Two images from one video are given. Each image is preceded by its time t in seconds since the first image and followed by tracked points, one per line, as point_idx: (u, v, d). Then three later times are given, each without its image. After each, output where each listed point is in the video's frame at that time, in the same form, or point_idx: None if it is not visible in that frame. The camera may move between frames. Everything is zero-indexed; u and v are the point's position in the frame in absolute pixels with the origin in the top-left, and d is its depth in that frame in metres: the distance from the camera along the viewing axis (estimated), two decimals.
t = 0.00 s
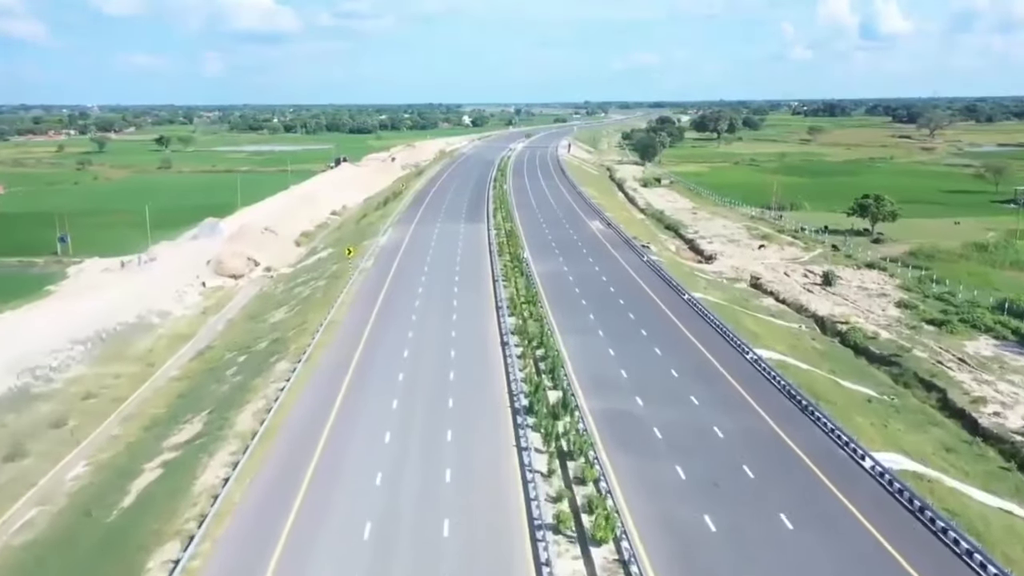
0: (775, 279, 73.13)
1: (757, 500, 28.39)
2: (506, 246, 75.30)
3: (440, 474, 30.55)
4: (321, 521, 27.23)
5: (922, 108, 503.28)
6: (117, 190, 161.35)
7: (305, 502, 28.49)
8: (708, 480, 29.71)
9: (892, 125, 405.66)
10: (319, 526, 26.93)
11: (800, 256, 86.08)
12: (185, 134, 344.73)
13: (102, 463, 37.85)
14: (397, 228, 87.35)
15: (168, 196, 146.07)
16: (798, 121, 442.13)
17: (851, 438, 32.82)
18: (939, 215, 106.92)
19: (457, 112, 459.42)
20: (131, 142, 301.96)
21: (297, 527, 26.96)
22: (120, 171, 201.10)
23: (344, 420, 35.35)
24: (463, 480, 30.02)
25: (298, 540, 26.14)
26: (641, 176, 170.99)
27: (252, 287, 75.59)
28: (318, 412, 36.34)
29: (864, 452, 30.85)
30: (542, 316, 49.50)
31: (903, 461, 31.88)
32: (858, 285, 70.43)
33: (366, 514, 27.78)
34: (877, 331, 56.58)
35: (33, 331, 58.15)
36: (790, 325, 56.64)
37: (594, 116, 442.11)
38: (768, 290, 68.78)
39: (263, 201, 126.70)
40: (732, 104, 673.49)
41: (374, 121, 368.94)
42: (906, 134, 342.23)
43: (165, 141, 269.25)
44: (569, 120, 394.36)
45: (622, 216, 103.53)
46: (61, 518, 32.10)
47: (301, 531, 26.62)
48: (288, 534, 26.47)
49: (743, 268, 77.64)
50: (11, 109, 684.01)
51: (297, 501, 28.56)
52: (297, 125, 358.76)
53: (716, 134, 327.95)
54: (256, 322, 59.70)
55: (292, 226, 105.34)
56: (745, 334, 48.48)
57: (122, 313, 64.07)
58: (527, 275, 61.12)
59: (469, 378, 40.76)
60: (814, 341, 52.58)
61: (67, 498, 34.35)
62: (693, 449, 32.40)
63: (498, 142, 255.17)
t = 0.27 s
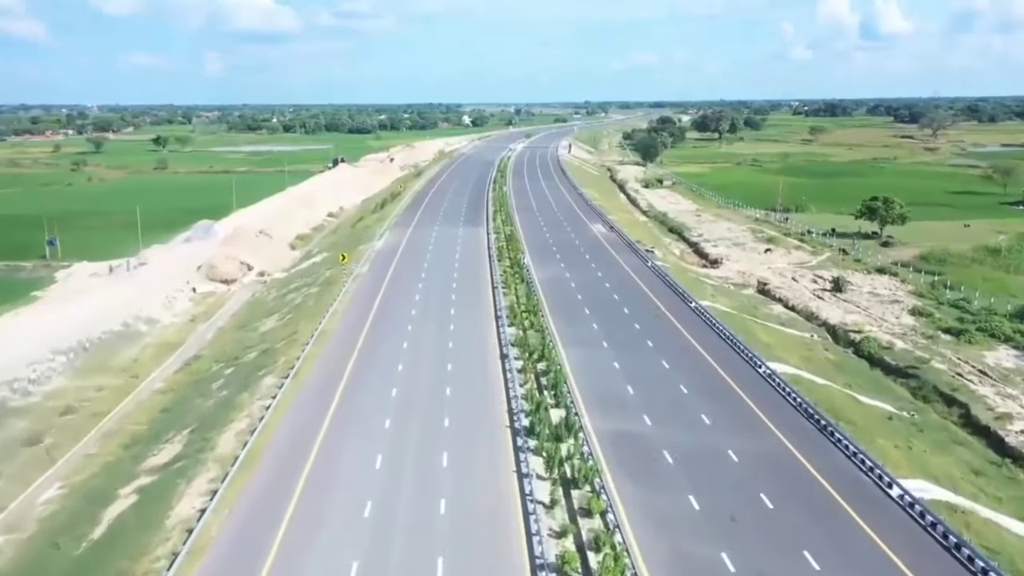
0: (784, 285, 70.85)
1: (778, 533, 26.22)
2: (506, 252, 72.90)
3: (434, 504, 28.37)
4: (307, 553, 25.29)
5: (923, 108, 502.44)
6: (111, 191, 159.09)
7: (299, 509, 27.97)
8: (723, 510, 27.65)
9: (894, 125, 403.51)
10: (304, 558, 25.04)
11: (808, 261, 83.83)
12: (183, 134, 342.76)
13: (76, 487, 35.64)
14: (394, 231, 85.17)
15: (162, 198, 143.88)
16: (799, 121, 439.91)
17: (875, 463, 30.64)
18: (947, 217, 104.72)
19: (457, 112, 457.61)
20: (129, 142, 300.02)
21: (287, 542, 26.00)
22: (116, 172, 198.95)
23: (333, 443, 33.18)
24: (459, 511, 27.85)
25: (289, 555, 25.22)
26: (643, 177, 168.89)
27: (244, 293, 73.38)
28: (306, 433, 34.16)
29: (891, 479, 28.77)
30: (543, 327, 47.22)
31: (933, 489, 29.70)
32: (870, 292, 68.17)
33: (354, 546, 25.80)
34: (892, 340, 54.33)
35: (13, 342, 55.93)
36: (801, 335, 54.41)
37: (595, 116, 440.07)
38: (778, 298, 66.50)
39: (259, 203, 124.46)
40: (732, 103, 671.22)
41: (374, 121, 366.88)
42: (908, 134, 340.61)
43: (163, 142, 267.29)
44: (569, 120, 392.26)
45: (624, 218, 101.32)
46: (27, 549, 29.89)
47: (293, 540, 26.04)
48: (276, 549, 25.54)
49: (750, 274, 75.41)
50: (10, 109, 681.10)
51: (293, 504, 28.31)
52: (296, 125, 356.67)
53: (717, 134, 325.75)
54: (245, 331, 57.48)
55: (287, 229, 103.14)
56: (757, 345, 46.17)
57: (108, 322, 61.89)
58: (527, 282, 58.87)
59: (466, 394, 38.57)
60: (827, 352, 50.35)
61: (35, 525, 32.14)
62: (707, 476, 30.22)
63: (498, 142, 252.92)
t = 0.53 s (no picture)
0: (792, 291, 68.94)
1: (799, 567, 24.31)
2: (506, 256, 70.92)
3: (428, 534, 26.44)
4: None
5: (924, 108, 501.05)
6: (107, 192, 157.23)
7: (283, 540, 26.10)
8: (739, 541, 25.74)
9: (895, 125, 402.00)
10: None
11: (815, 265, 81.97)
12: (182, 134, 341.09)
13: (51, 509, 33.73)
14: (391, 235, 83.29)
15: (158, 199, 142.03)
16: (800, 121, 438.30)
17: (900, 487, 28.71)
18: (955, 219, 103.00)
19: (457, 112, 456.26)
20: (127, 142, 298.44)
21: (276, 559, 25.08)
22: (113, 172, 197.14)
23: (321, 467, 31.24)
24: (455, 541, 25.96)
25: None
26: (644, 179, 167.27)
27: (237, 298, 71.54)
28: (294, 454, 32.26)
29: (918, 506, 26.81)
30: (545, 337, 45.21)
31: (963, 517, 27.80)
32: (880, 297, 66.28)
33: None
34: (906, 349, 52.46)
35: None
36: (811, 344, 52.52)
37: (595, 116, 438.19)
38: (786, 304, 64.57)
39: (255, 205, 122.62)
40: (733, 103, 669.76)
41: (373, 121, 365.25)
42: (910, 134, 339.22)
43: (161, 142, 265.68)
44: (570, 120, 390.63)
45: (627, 220, 99.46)
46: None
47: None
48: (266, 566, 24.66)
49: (756, 278, 73.55)
50: (9, 110, 679.31)
51: (282, 521, 27.36)
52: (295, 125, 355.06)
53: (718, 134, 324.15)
54: (236, 339, 55.59)
55: (283, 231, 101.28)
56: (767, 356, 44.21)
57: (96, 329, 60.04)
58: (527, 289, 56.92)
59: (464, 411, 36.57)
60: (840, 363, 48.45)
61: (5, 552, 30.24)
62: (719, 501, 28.29)
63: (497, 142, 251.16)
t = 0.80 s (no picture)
0: (803, 299, 66.48)
1: None
2: (506, 262, 68.32)
3: None
4: None
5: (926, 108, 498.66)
6: (100, 193, 154.63)
7: None
8: None
9: (898, 125, 399.83)
10: None
11: (824, 270, 79.53)
12: (179, 134, 338.87)
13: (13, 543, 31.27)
14: (388, 239, 80.88)
15: (152, 201, 139.46)
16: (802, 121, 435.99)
17: (936, 525, 26.20)
18: (966, 223, 100.57)
19: (457, 112, 455.13)
20: (123, 142, 296.39)
21: None
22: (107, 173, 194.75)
23: (303, 502, 28.79)
24: None
25: None
26: (645, 180, 164.97)
27: (228, 306, 69.05)
28: (275, 487, 29.75)
29: (959, 550, 24.35)
30: (546, 352, 42.66)
31: (1007, 559, 25.34)
32: (894, 306, 63.83)
33: None
34: (925, 362, 49.98)
35: None
36: (826, 356, 50.03)
37: (596, 115, 436.64)
38: (798, 313, 62.15)
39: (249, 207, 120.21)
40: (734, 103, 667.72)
41: (373, 120, 363.14)
42: (914, 134, 336.97)
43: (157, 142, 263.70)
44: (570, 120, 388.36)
45: (630, 223, 96.99)
46: None
47: None
48: None
49: (764, 285, 71.07)
50: (7, 110, 676.89)
51: (258, 564, 24.91)
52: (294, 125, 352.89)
53: (719, 134, 322.10)
54: (223, 352, 53.13)
55: (277, 235, 98.74)
56: (783, 372, 41.73)
57: (78, 340, 57.53)
58: (528, 298, 54.39)
59: (460, 435, 34.03)
60: (856, 378, 46.00)
61: None
62: (739, 541, 25.82)
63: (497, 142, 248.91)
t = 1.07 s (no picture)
0: (812, 305, 64.48)
1: None
2: (506, 266, 66.34)
3: None
4: None
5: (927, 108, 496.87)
6: (95, 195, 152.74)
7: None
8: None
9: (899, 125, 398.17)
10: None
11: (832, 275, 77.54)
12: (178, 134, 337.31)
13: None
14: (385, 242, 78.96)
15: (147, 202, 137.54)
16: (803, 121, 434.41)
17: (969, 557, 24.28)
18: (976, 225, 98.67)
19: (457, 112, 453.82)
20: (121, 143, 294.81)
21: None
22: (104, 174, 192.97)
23: (289, 529, 26.95)
24: None
25: None
26: (647, 181, 163.22)
27: (219, 312, 67.11)
28: (260, 512, 27.90)
29: None
30: (548, 363, 40.70)
31: None
32: (907, 312, 61.81)
33: None
34: (942, 372, 48.05)
35: None
36: (838, 366, 48.11)
37: (596, 115, 435.19)
38: (807, 320, 60.18)
39: (244, 209, 118.32)
40: (735, 103, 666.04)
41: (372, 121, 361.53)
42: (916, 134, 335.21)
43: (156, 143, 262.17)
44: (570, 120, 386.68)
45: (632, 226, 95.11)
46: None
47: None
48: None
49: (771, 290, 69.15)
50: (7, 111, 675.93)
51: None
52: (293, 125, 351.32)
53: (721, 134, 320.36)
54: (212, 361, 51.20)
55: (272, 238, 96.80)
56: (796, 384, 39.76)
57: (62, 348, 55.61)
58: (529, 305, 52.44)
59: (457, 455, 32.15)
60: (872, 389, 44.07)
61: None
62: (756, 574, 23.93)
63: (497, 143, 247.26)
